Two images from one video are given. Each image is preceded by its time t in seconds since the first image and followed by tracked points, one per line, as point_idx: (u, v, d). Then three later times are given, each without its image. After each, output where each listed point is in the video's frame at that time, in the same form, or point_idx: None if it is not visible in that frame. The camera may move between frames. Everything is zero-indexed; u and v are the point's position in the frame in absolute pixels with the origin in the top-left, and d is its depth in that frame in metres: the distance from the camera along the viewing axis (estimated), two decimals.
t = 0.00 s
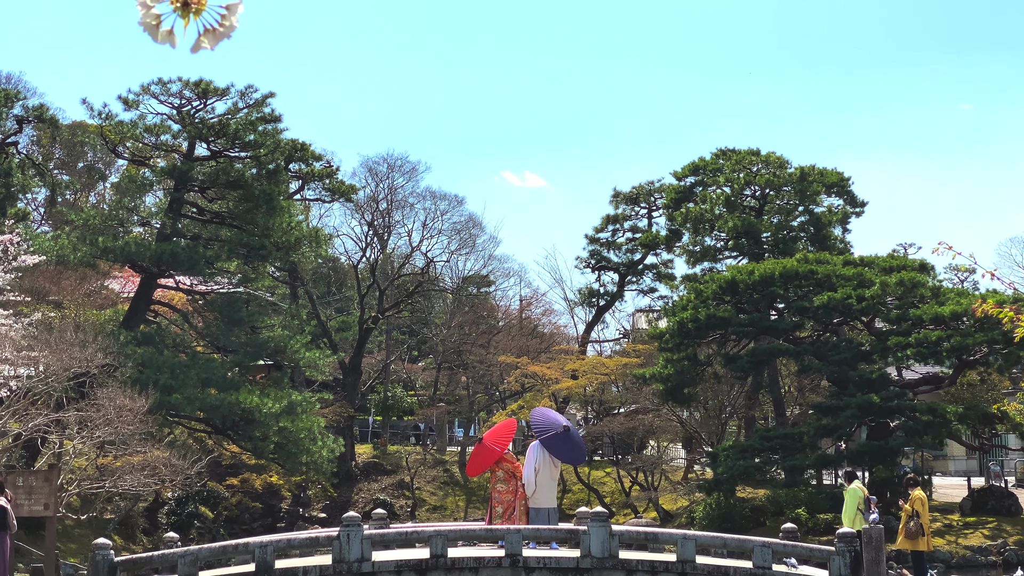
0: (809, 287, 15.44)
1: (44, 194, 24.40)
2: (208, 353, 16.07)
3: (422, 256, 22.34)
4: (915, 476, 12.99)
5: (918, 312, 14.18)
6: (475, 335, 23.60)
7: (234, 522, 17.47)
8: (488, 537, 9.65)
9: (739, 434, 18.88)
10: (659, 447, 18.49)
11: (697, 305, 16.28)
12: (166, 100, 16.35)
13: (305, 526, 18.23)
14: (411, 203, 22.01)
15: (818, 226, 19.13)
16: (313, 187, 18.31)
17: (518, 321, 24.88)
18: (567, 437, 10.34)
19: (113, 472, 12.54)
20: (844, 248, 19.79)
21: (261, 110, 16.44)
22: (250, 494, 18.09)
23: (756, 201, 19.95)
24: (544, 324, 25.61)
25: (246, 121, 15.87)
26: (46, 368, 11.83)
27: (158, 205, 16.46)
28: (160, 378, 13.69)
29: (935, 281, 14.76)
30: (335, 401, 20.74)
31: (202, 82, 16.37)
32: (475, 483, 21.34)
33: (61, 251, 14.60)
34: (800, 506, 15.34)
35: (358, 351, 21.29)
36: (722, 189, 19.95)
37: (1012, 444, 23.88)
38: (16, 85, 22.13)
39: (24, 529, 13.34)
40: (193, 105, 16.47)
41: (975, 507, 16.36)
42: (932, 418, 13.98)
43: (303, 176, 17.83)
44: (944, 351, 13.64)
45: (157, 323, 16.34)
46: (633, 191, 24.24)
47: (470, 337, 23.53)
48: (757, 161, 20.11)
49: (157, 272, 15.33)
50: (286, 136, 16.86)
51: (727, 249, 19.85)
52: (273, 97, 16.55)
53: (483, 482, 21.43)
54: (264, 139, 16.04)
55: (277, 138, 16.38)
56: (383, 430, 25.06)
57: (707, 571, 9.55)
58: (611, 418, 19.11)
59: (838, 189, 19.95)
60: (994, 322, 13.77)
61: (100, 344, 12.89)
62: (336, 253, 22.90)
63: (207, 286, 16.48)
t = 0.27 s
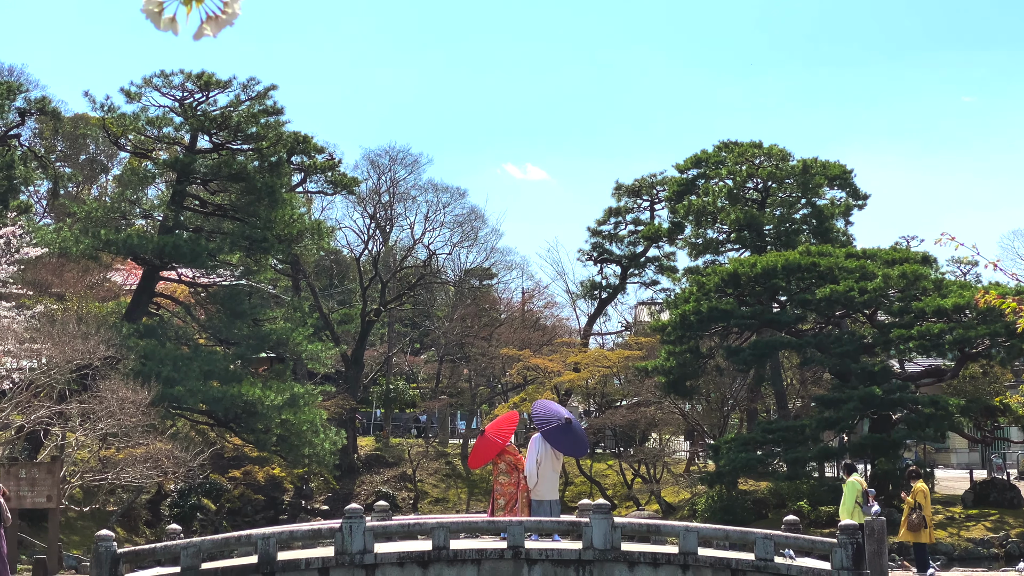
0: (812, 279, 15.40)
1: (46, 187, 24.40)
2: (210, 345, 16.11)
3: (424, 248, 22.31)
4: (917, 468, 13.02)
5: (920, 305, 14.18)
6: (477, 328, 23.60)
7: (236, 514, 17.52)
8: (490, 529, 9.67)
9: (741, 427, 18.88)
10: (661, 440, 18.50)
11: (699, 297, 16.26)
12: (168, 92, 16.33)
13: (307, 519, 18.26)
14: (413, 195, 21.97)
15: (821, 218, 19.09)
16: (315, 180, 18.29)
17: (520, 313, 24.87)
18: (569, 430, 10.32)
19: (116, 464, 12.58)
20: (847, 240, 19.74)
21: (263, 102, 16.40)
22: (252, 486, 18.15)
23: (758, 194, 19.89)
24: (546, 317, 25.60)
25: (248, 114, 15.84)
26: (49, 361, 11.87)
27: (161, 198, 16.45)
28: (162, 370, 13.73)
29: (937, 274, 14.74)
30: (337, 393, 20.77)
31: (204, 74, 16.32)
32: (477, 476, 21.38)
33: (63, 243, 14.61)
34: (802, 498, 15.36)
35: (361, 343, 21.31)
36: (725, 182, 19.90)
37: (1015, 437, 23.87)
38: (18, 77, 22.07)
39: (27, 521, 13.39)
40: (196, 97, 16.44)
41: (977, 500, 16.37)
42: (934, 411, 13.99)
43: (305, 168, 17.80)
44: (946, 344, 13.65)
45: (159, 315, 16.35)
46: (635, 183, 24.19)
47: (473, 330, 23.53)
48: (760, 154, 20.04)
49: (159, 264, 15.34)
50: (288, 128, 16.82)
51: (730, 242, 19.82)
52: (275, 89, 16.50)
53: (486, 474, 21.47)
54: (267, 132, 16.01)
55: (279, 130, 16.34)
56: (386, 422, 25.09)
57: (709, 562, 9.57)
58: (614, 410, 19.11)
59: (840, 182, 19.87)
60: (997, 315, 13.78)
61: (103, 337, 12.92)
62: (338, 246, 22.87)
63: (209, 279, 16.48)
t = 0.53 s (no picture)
0: (814, 272, 15.37)
1: (48, 179, 24.41)
2: (213, 338, 16.15)
3: (426, 241, 22.29)
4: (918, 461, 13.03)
5: (922, 298, 14.16)
6: (479, 321, 23.62)
7: (239, 506, 17.58)
8: (492, 521, 9.69)
9: (743, 419, 18.89)
10: (663, 433, 18.52)
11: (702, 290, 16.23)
12: (170, 85, 16.31)
13: (310, 511, 18.32)
14: (415, 188, 21.93)
15: (823, 211, 19.04)
16: (317, 172, 18.28)
17: (522, 306, 24.85)
18: (572, 422, 10.28)
19: (118, 457, 12.63)
20: (849, 233, 19.70)
21: (265, 95, 16.37)
22: (255, 479, 18.22)
23: (761, 186, 19.84)
24: (548, 310, 25.58)
25: (250, 106, 15.81)
26: (52, 353, 11.90)
27: (163, 191, 16.44)
28: (164, 363, 13.76)
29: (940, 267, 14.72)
30: (339, 386, 20.81)
31: (206, 67, 16.28)
32: (479, 469, 21.42)
33: (66, 236, 14.63)
34: (804, 491, 15.38)
35: (363, 336, 21.33)
36: (727, 174, 19.84)
37: (1017, 430, 23.86)
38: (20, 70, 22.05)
39: (30, 513, 13.44)
40: (198, 90, 16.41)
41: (979, 493, 16.39)
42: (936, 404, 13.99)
43: (307, 161, 17.78)
44: (948, 337, 13.65)
45: (162, 308, 16.36)
46: (638, 176, 24.13)
47: (475, 323, 23.55)
48: (762, 146, 19.97)
49: (162, 257, 15.35)
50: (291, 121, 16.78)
51: (732, 235, 19.79)
52: (277, 82, 16.47)
53: (488, 467, 21.50)
54: (269, 124, 15.98)
55: (281, 123, 16.31)
56: (388, 415, 25.13)
57: (711, 555, 9.57)
58: (616, 403, 19.12)
59: (843, 174, 19.80)
60: (1000, 307, 13.77)
61: (105, 330, 12.96)
62: (340, 239, 22.86)
63: (212, 271, 16.49)
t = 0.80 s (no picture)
0: (816, 265, 15.34)
1: (50, 172, 24.42)
2: (215, 331, 16.18)
3: (428, 234, 22.27)
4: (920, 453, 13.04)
5: (925, 291, 14.15)
6: (481, 314, 23.61)
7: (241, 499, 17.63)
8: (494, 514, 9.71)
9: (745, 413, 18.89)
10: (665, 426, 18.53)
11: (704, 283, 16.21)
12: (173, 78, 16.30)
13: (312, 504, 18.37)
14: (417, 181, 21.90)
15: (825, 204, 19.01)
16: (319, 165, 18.25)
17: (524, 299, 24.83)
18: (573, 415, 10.33)
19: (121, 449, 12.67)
20: (851, 226, 19.66)
21: (267, 88, 16.34)
22: (257, 472, 18.29)
23: (763, 179, 19.79)
24: (550, 303, 25.56)
25: (253, 99, 15.79)
26: (54, 346, 11.94)
27: (165, 184, 16.43)
28: (167, 356, 13.79)
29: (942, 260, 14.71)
30: (341, 379, 20.84)
31: (208, 60, 16.25)
32: (481, 462, 21.45)
33: (68, 229, 14.66)
34: (806, 484, 15.39)
35: (365, 329, 21.35)
36: (729, 168, 19.80)
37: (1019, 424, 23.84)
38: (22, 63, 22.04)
39: (33, 506, 13.48)
40: (200, 83, 16.39)
41: (981, 486, 16.37)
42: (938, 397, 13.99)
43: (309, 154, 17.77)
44: (951, 330, 13.66)
45: (164, 301, 16.37)
46: (640, 169, 24.08)
47: (477, 316, 23.54)
48: (764, 139, 19.91)
49: (164, 250, 15.35)
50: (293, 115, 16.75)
51: (734, 228, 19.76)
52: (279, 75, 16.44)
53: (490, 460, 21.53)
54: (271, 118, 15.96)
55: (283, 116, 16.28)
56: (390, 408, 25.15)
57: (713, 548, 9.59)
58: (618, 396, 19.11)
59: (845, 168, 19.73)
60: (1002, 300, 13.77)
61: (107, 323, 12.98)
62: (342, 232, 22.85)
63: (214, 265, 16.50)
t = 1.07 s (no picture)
0: (818, 259, 15.31)
1: (53, 166, 24.42)
2: (217, 325, 16.20)
3: (430, 228, 22.24)
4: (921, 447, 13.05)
5: (927, 284, 14.13)
6: (483, 308, 23.60)
7: (243, 493, 17.68)
8: (496, 507, 9.72)
9: (747, 406, 18.89)
10: (667, 419, 18.53)
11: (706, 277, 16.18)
12: (174, 72, 16.28)
13: (314, 497, 18.40)
14: (419, 175, 21.86)
15: (827, 198, 18.96)
16: (321, 159, 18.23)
17: (526, 293, 24.81)
18: (575, 408, 10.33)
19: (123, 442, 12.70)
20: (853, 220, 19.61)
21: (269, 81, 16.31)
22: (259, 465, 18.33)
23: (765, 173, 19.74)
24: (552, 296, 25.53)
25: (254, 93, 15.76)
26: (56, 340, 11.96)
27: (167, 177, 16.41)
28: (169, 350, 13.81)
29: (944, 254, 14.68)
30: (343, 373, 20.86)
31: (210, 53, 16.22)
32: (483, 455, 21.48)
33: (70, 223, 14.68)
34: (808, 478, 15.39)
35: (367, 323, 21.36)
36: (731, 161, 19.75)
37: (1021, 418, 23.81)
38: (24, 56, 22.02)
39: (35, 499, 13.52)
40: (201, 76, 16.36)
41: (983, 479, 16.36)
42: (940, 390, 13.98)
43: (311, 148, 17.74)
44: (953, 324, 13.65)
45: (166, 294, 16.39)
46: (642, 162, 24.03)
47: (479, 309, 23.53)
48: (767, 133, 19.85)
49: (166, 244, 15.36)
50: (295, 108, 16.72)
51: (736, 222, 19.72)
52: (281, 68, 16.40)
53: (491, 454, 21.55)
54: (273, 111, 15.93)
55: (285, 110, 16.25)
56: (392, 401, 25.18)
57: (714, 541, 9.59)
58: (619, 390, 19.12)
59: (847, 161, 19.66)
60: (1004, 293, 13.77)
61: (109, 316, 13.01)
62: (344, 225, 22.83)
63: (215, 258, 16.50)
